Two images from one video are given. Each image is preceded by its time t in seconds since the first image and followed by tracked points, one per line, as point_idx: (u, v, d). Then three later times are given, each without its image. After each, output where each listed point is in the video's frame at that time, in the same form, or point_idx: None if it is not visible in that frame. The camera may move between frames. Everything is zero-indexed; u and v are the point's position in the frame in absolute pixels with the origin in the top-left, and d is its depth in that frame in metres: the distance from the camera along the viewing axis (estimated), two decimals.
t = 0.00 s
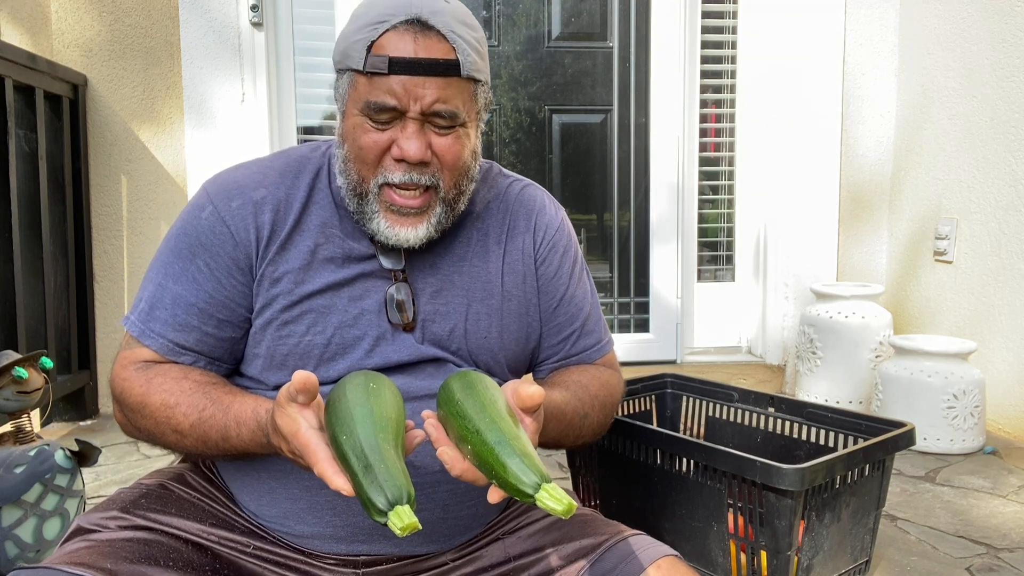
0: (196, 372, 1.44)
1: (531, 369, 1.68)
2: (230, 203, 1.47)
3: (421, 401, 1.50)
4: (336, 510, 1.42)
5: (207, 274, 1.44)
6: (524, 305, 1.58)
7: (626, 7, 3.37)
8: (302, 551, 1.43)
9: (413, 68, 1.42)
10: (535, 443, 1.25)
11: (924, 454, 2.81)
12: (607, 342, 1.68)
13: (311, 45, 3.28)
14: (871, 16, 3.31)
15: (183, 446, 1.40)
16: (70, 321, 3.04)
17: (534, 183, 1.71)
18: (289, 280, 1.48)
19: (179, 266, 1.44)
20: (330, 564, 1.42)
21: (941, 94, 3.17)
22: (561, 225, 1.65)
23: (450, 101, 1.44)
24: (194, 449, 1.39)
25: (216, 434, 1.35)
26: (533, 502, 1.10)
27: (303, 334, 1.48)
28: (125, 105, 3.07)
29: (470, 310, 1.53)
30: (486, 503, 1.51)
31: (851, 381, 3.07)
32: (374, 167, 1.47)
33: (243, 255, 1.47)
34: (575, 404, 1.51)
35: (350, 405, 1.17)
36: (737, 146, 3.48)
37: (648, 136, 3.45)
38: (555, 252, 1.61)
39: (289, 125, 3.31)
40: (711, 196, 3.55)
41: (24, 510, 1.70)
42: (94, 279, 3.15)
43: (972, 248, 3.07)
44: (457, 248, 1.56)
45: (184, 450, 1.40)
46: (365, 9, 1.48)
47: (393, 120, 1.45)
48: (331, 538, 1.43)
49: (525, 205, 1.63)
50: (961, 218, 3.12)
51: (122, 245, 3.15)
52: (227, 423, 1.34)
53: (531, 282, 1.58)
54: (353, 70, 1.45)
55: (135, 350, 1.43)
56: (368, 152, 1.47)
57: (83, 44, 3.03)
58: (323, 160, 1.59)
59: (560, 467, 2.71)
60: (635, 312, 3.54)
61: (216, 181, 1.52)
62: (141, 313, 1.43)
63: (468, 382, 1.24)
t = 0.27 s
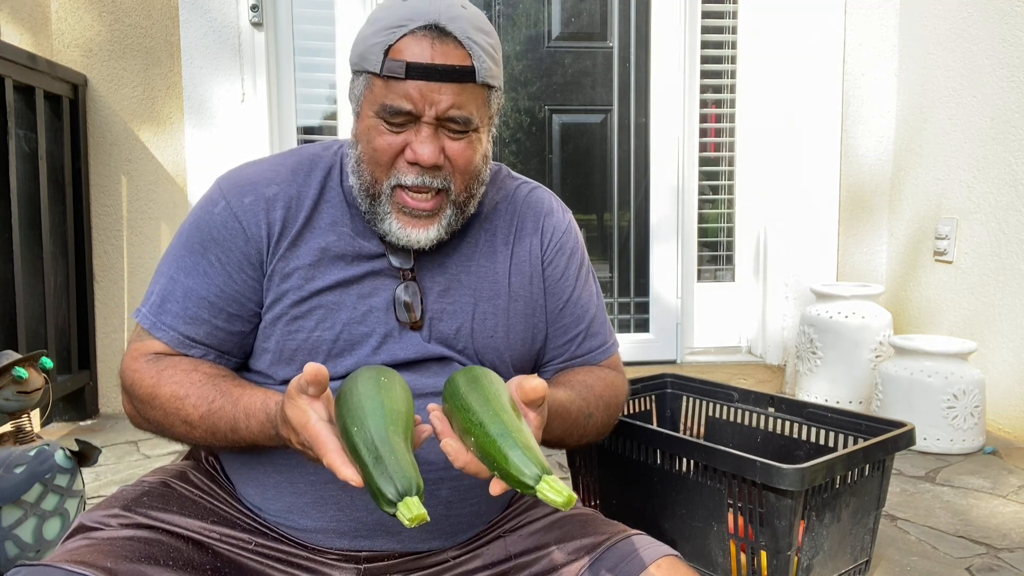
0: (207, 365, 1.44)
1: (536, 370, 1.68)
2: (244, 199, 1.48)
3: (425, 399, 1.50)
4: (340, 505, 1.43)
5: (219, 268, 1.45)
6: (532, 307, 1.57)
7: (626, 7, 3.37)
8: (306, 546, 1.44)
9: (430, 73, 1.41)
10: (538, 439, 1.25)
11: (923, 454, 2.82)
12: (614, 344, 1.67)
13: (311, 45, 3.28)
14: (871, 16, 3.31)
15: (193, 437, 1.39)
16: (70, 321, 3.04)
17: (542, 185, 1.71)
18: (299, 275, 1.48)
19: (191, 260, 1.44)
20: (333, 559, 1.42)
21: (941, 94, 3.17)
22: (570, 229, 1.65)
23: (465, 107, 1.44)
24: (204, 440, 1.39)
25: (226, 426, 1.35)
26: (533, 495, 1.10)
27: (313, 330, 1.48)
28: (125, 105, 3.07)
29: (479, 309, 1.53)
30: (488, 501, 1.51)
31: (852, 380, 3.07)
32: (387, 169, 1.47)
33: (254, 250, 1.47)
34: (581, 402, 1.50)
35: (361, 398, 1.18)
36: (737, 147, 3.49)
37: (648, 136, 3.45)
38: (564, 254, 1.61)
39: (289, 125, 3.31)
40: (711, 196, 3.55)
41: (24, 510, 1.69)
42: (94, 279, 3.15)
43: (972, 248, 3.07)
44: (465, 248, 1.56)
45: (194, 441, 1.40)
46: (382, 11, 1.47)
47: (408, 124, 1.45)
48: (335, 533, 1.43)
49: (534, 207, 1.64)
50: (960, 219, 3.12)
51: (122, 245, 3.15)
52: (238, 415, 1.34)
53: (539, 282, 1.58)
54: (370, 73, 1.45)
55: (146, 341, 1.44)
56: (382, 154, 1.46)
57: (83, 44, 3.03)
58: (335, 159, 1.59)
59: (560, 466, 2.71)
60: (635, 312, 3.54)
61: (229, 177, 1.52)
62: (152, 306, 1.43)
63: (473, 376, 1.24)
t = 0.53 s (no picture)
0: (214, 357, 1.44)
1: (540, 371, 1.67)
2: (254, 193, 1.48)
3: (428, 397, 1.50)
4: (341, 504, 1.43)
5: (228, 262, 1.45)
6: (538, 306, 1.58)
7: (626, 7, 3.37)
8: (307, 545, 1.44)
9: (446, 68, 1.42)
10: (539, 438, 1.24)
11: (923, 454, 2.82)
12: (618, 346, 1.67)
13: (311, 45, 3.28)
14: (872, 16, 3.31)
15: (199, 429, 1.39)
16: (71, 321, 3.04)
17: (549, 188, 1.72)
18: (308, 270, 1.48)
19: (200, 252, 1.44)
20: (334, 558, 1.42)
21: (940, 95, 3.18)
22: (576, 230, 1.66)
23: (479, 103, 1.45)
24: (210, 432, 1.39)
25: (233, 417, 1.35)
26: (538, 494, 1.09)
27: (320, 325, 1.48)
28: (125, 105, 3.07)
29: (486, 306, 1.53)
30: (489, 500, 1.51)
31: (852, 380, 3.07)
32: (398, 162, 1.48)
33: (263, 244, 1.47)
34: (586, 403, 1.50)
35: (366, 385, 1.18)
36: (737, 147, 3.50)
37: (648, 136, 3.45)
38: (570, 253, 1.61)
39: (288, 125, 3.31)
40: (711, 196, 3.55)
41: (24, 510, 1.69)
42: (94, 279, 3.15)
43: (972, 249, 3.07)
44: (472, 246, 1.56)
45: (200, 433, 1.40)
46: (401, 7, 1.48)
47: (420, 117, 1.45)
48: (336, 532, 1.43)
49: (540, 208, 1.64)
50: (960, 219, 3.12)
51: (122, 245, 3.14)
52: (245, 406, 1.34)
53: (544, 282, 1.59)
54: (386, 66, 1.46)
55: (154, 334, 1.44)
56: (393, 146, 1.47)
57: (83, 44, 3.03)
58: (344, 156, 1.60)
59: (560, 466, 2.71)
60: (635, 312, 3.54)
61: (239, 172, 1.52)
62: (161, 299, 1.43)
63: (473, 374, 1.25)
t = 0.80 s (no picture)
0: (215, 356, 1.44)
1: (542, 372, 1.67)
2: (257, 191, 1.48)
3: (428, 398, 1.50)
4: (340, 505, 1.43)
5: (230, 260, 1.45)
6: (540, 306, 1.58)
7: (626, 7, 3.38)
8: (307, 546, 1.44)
9: (459, 57, 1.44)
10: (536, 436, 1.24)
11: (924, 454, 2.82)
12: (621, 348, 1.67)
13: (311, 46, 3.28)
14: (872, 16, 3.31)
15: (199, 428, 1.39)
16: (71, 321, 3.04)
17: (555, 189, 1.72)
18: (308, 270, 1.48)
19: (202, 250, 1.44)
20: (334, 558, 1.42)
21: (940, 95, 3.18)
22: (580, 231, 1.66)
23: (488, 96, 1.47)
24: (210, 431, 1.39)
25: (233, 416, 1.35)
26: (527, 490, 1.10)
27: (320, 324, 1.48)
28: (125, 105, 3.07)
29: (487, 307, 1.53)
30: (489, 501, 1.51)
31: (852, 380, 3.07)
32: (402, 147, 1.48)
33: (266, 243, 1.47)
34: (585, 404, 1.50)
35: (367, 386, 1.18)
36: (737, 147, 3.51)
37: (648, 136, 3.45)
38: (573, 255, 1.61)
39: (289, 125, 3.32)
40: (711, 196, 3.56)
41: (24, 510, 1.69)
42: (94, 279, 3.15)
43: (972, 249, 3.07)
44: (476, 247, 1.56)
45: (201, 431, 1.40)
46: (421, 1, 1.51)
47: (429, 104, 1.47)
48: (335, 533, 1.43)
49: (545, 209, 1.64)
50: (960, 219, 3.12)
51: (122, 245, 3.14)
52: (245, 406, 1.34)
53: (547, 283, 1.58)
54: (401, 54, 1.48)
55: (155, 332, 1.43)
56: (399, 132, 1.48)
57: (83, 44, 3.03)
58: (348, 155, 1.59)
59: (560, 466, 2.71)
60: (635, 312, 3.54)
61: (243, 170, 1.52)
62: (162, 295, 1.43)
63: (473, 372, 1.24)
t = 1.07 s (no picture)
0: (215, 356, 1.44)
1: (544, 374, 1.67)
2: (258, 191, 1.48)
3: (427, 399, 1.50)
4: (339, 506, 1.43)
5: (232, 260, 1.45)
6: (541, 308, 1.57)
7: (626, 7, 3.37)
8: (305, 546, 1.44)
9: (466, 58, 1.44)
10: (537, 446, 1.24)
11: (924, 454, 2.82)
12: (623, 351, 1.67)
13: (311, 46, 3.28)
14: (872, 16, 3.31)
15: (198, 427, 1.39)
16: (71, 321, 3.04)
17: (558, 191, 1.72)
18: (308, 271, 1.48)
19: (204, 249, 1.44)
20: (333, 558, 1.42)
21: (940, 94, 3.18)
22: (583, 233, 1.66)
23: (494, 99, 1.48)
24: (209, 430, 1.39)
25: (231, 416, 1.35)
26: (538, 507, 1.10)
27: (320, 326, 1.48)
28: (124, 105, 3.07)
29: (488, 309, 1.53)
30: (488, 501, 1.51)
31: (852, 380, 3.07)
32: (405, 146, 1.48)
33: (267, 243, 1.47)
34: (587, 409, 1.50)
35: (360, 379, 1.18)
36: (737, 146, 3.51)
37: (648, 136, 3.45)
38: (575, 257, 1.61)
39: (288, 126, 3.32)
40: (711, 196, 3.56)
41: (24, 510, 1.69)
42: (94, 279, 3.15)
43: (972, 249, 3.07)
44: (477, 248, 1.56)
45: (199, 431, 1.40)
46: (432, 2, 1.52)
47: (435, 104, 1.46)
48: (333, 534, 1.43)
49: (547, 211, 1.64)
50: (960, 219, 3.12)
51: (122, 245, 3.14)
52: (244, 406, 1.34)
53: (549, 286, 1.58)
54: (408, 53, 1.48)
55: (156, 331, 1.44)
56: (404, 131, 1.48)
57: (83, 44, 3.03)
58: (351, 155, 1.59)
59: (560, 466, 2.71)
60: (635, 312, 3.54)
61: (245, 169, 1.52)
62: (164, 295, 1.43)
63: (474, 384, 1.24)
